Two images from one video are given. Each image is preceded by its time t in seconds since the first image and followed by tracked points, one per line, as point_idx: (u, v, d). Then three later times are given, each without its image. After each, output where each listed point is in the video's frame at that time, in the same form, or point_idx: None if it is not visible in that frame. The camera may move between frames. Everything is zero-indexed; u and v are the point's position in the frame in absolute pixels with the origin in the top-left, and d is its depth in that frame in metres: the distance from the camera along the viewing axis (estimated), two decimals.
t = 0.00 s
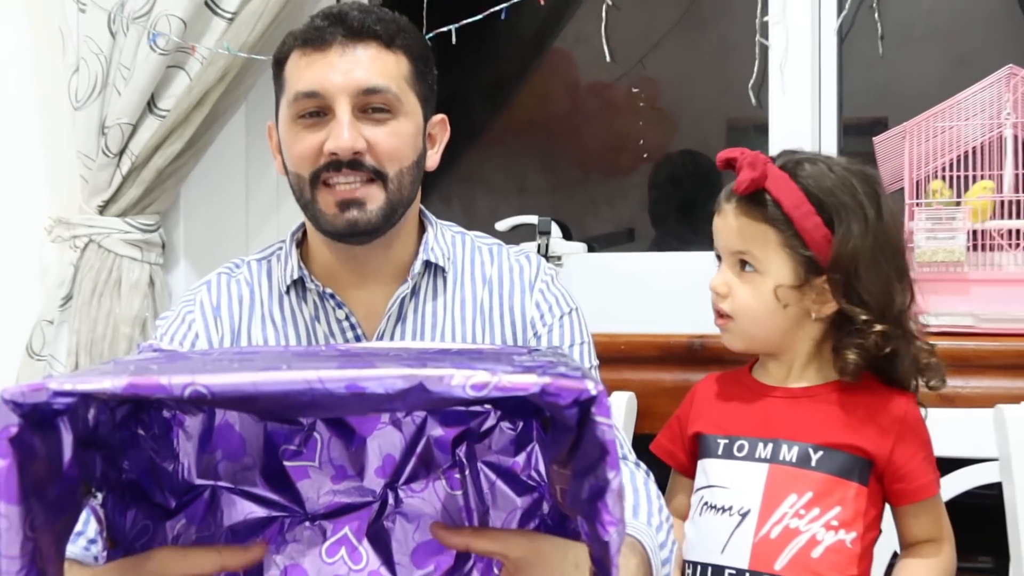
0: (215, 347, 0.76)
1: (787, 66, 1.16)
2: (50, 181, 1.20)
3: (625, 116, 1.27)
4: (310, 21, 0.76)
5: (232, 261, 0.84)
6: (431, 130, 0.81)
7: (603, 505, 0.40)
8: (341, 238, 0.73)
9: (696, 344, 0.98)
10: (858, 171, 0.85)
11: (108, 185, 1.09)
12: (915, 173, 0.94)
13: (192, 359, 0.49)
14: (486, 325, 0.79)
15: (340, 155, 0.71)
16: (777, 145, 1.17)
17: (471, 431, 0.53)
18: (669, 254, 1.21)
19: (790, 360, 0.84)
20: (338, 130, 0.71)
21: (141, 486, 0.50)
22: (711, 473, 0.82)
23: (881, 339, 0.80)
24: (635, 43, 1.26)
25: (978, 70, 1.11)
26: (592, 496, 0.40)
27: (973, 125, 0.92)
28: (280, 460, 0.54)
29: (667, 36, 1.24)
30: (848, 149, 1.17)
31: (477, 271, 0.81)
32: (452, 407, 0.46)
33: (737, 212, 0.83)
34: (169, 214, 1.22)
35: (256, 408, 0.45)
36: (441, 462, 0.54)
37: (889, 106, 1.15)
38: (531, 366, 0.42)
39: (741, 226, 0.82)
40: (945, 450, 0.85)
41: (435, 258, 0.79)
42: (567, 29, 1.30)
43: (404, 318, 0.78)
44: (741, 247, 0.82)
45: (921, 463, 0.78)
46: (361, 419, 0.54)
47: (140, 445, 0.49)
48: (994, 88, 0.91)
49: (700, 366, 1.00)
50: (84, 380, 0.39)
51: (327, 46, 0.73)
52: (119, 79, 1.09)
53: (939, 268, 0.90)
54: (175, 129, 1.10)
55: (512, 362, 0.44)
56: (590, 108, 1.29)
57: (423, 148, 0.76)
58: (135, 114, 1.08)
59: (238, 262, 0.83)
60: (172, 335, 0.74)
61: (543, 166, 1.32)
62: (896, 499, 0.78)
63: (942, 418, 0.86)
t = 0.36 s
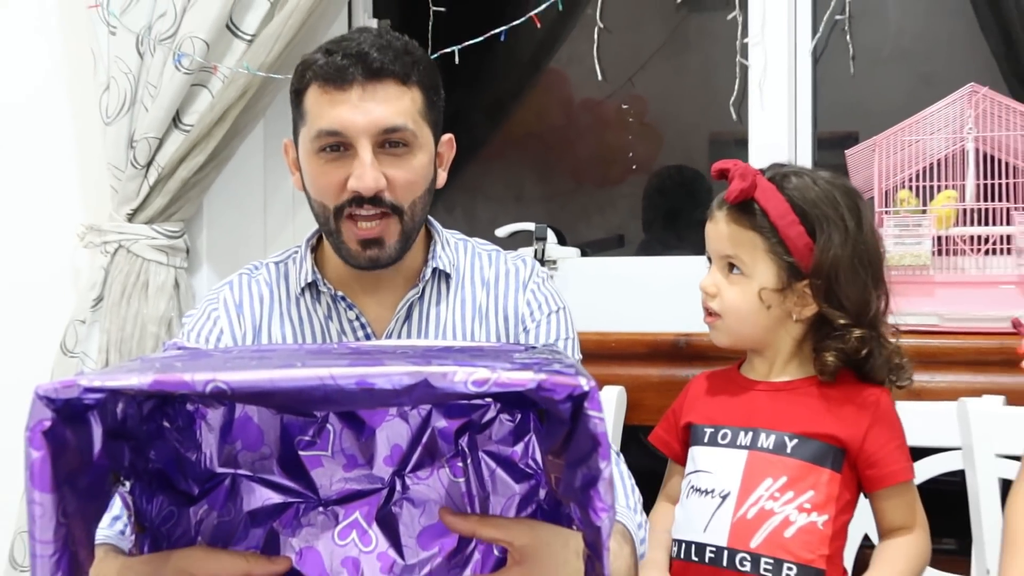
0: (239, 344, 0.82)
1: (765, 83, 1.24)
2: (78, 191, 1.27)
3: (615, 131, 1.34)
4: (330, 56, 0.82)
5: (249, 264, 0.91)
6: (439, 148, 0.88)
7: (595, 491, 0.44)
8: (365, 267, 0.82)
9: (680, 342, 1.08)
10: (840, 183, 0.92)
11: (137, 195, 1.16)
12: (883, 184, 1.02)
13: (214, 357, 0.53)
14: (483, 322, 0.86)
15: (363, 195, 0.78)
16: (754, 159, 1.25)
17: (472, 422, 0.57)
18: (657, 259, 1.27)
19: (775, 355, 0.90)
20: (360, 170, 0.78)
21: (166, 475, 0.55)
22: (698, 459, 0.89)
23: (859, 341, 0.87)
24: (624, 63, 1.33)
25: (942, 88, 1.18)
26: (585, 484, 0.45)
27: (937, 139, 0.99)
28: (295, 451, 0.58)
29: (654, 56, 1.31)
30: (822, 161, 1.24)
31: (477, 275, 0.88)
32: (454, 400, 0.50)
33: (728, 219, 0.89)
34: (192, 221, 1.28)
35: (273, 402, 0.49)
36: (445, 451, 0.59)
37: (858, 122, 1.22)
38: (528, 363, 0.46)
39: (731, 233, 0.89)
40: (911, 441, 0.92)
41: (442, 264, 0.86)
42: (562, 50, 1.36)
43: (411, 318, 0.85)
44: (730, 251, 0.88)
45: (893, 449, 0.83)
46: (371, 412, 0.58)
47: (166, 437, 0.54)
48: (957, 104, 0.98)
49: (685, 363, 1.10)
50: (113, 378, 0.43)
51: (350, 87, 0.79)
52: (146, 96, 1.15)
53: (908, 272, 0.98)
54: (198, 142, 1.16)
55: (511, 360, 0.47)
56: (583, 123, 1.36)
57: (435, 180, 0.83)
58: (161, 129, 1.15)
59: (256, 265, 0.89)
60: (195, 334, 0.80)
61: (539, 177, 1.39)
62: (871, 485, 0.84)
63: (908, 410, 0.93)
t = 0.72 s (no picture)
0: (260, 339, 0.90)
1: (741, 101, 1.31)
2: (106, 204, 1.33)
3: (602, 143, 1.41)
4: (341, 71, 0.89)
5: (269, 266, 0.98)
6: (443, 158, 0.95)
7: (585, 477, 0.50)
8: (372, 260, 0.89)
9: (663, 338, 1.17)
10: (811, 190, 1.00)
11: (159, 203, 1.23)
12: (851, 192, 1.10)
13: (231, 352, 0.59)
14: (483, 319, 0.93)
15: (370, 196, 0.84)
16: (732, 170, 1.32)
17: (471, 413, 0.63)
18: (643, 262, 1.35)
19: (753, 350, 0.97)
20: (368, 173, 0.85)
21: (187, 462, 0.61)
22: (682, 448, 0.96)
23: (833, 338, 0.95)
24: (611, 79, 1.40)
25: (905, 102, 1.26)
26: (576, 470, 0.50)
27: (901, 150, 1.08)
28: (307, 439, 0.64)
29: (639, 73, 1.39)
30: (795, 171, 1.32)
31: (478, 275, 0.96)
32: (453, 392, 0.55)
33: (709, 225, 0.96)
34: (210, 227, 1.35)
35: (285, 394, 0.55)
36: (446, 440, 0.65)
37: (828, 134, 1.30)
38: (523, 359, 0.51)
39: (713, 238, 0.95)
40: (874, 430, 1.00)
41: (447, 265, 0.93)
42: (553, 68, 1.44)
43: (418, 314, 0.93)
44: (711, 255, 0.95)
45: (863, 438, 0.90)
46: (378, 403, 0.65)
47: (187, 427, 0.61)
48: (919, 118, 1.07)
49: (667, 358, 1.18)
50: (138, 372, 0.49)
51: (360, 99, 0.87)
52: (168, 111, 1.22)
53: (874, 273, 1.07)
54: (216, 154, 1.23)
55: (507, 356, 0.52)
56: (573, 135, 1.43)
57: (438, 183, 0.90)
58: (182, 141, 1.22)
59: (276, 266, 0.97)
60: (222, 330, 0.87)
61: (533, 185, 1.46)
62: (842, 471, 0.90)
63: (874, 402, 1.00)
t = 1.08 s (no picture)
0: (282, 335, 0.97)
1: (723, 115, 1.39)
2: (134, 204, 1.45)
3: (594, 154, 1.49)
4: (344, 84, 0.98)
5: (291, 267, 1.07)
6: (450, 165, 1.03)
7: (579, 464, 0.53)
8: (377, 256, 0.95)
9: (649, 335, 1.25)
10: (786, 196, 1.08)
11: (182, 209, 1.31)
12: (824, 199, 1.20)
13: (248, 349, 0.62)
14: (490, 321, 1.01)
15: (366, 192, 0.92)
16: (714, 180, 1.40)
17: (471, 405, 0.65)
18: (632, 266, 1.43)
19: (731, 349, 1.05)
20: (364, 172, 0.93)
21: (208, 451, 0.63)
22: (664, 438, 1.04)
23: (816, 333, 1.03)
24: (601, 95, 1.48)
25: (876, 116, 1.34)
26: (570, 457, 0.54)
27: (870, 161, 1.17)
28: (319, 429, 0.66)
29: (628, 89, 1.47)
30: (773, 180, 1.39)
31: (487, 280, 1.04)
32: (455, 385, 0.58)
33: (694, 233, 1.02)
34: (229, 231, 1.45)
35: (299, 388, 0.57)
36: (448, 429, 0.66)
37: (803, 146, 1.38)
38: (520, 355, 0.54)
39: (701, 245, 1.01)
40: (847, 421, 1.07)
41: (457, 269, 1.01)
42: (548, 84, 1.52)
43: (429, 315, 1.01)
44: (699, 262, 1.01)
45: (832, 426, 0.98)
46: (386, 396, 0.66)
47: (207, 417, 0.62)
48: (888, 131, 1.16)
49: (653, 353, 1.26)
50: (159, 367, 0.50)
51: (359, 106, 0.95)
52: (191, 124, 1.30)
53: (846, 275, 1.16)
54: (236, 163, 1.31)
55: (505, 352, 0.56)
56: (567, 146, 1.51)
57: (436, 182, 0.97)
58: (203, 152, 1.29)
59: (299, 268, 1.05)
60: (249, 326, 0.95)
61: (529, 193, 1.54)
62: (813, 457, 0.98)
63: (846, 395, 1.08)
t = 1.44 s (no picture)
0: (284, 333, 0.98)
1: (720, 115, 1.39)
2: (136, 204, 1.46)
3: (592, 155, 1.50)
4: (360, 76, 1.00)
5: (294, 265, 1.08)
6: (456, 166, 1.04)
7: (577, 461, 0.54)
8: (372, 251, 0.96)
9: (647, 334, 1.26)
10: (779, 195, 1.10)
11: (185, 210, 1.32)
12: (822, 200, 1.22)
13: (250, 348, 0.62)
14: (491, 321, 1.02)
15: (368, 176, 0.93)
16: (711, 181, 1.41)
17: (471, 404, 0.65)
18: (630, 266, 1.44)
19: (725, 350, 1.06)
20: (368, 160, 0.94)
21: (209, 448, 0.63)
22: (657, 437, 1.05)
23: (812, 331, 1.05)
24: (600, 97, 1.49)
25: (871, 118, 1.36)
26: (569, 454, 0.55)
27: (866, 162, 1.18)
28: (320, 428, 0.65)
29: (626, 91, 1.48)
30: (769, 181, 1.41)
31: (488, 280, 1.05)
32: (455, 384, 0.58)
33: (692, 234, 1.02)
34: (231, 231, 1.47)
35: (300, 387, 0.58)
36: (449, 428, 0.66)
37: (799, 147, 1.39)
38: (519, 354, 0.55)
39: (699, 246, 1.01)
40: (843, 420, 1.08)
41: (457, 267, 1.02)
42: (547, 86, 1.53)
43: (430, 315, 1.02)
44: (696, 264, 1.01)
45: (825, 425, 0.99)
46: (386, 395, 0.66)
47: (208, 416, 0.62)
48: (883, 132, 1.17)
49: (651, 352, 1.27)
50: (163, 365, 0.51)
51: (369, 96, 0.97)
52: (193, 125, 1.31)
53: (841, 275, 1.17)
54: (238, 164, 1.32)
55: (505, 350, 0.57)
56: (566, 148, 1.52)
57: (440, 177, 0.98)
58: (205, 153, 1.30)
59: (301, 266, 1.06)
60: (251, 325, 0.95)
61: (529, 195, 1.55)
62: (808, 455, 0.99)
63: (842, 394, 1.09)
